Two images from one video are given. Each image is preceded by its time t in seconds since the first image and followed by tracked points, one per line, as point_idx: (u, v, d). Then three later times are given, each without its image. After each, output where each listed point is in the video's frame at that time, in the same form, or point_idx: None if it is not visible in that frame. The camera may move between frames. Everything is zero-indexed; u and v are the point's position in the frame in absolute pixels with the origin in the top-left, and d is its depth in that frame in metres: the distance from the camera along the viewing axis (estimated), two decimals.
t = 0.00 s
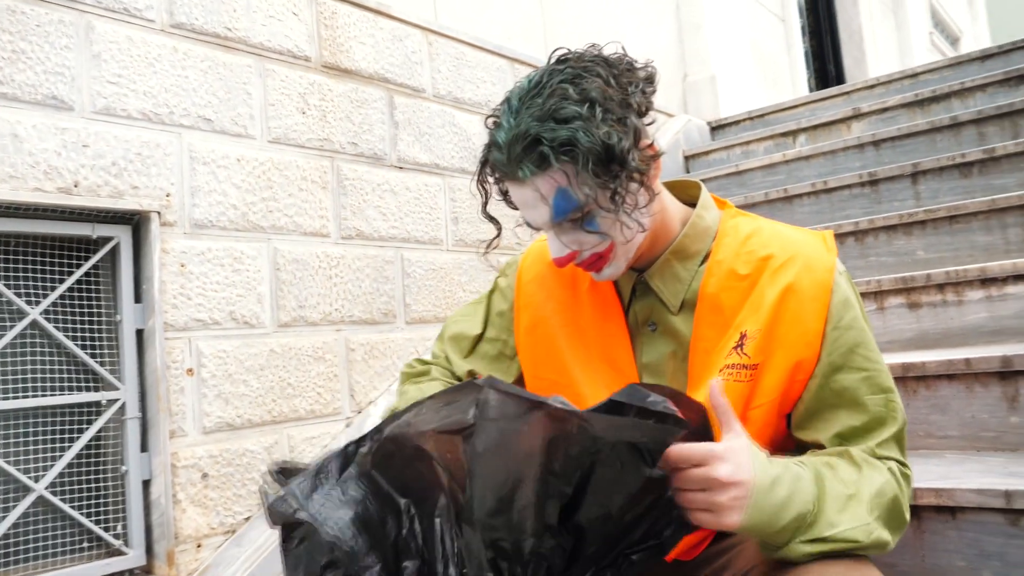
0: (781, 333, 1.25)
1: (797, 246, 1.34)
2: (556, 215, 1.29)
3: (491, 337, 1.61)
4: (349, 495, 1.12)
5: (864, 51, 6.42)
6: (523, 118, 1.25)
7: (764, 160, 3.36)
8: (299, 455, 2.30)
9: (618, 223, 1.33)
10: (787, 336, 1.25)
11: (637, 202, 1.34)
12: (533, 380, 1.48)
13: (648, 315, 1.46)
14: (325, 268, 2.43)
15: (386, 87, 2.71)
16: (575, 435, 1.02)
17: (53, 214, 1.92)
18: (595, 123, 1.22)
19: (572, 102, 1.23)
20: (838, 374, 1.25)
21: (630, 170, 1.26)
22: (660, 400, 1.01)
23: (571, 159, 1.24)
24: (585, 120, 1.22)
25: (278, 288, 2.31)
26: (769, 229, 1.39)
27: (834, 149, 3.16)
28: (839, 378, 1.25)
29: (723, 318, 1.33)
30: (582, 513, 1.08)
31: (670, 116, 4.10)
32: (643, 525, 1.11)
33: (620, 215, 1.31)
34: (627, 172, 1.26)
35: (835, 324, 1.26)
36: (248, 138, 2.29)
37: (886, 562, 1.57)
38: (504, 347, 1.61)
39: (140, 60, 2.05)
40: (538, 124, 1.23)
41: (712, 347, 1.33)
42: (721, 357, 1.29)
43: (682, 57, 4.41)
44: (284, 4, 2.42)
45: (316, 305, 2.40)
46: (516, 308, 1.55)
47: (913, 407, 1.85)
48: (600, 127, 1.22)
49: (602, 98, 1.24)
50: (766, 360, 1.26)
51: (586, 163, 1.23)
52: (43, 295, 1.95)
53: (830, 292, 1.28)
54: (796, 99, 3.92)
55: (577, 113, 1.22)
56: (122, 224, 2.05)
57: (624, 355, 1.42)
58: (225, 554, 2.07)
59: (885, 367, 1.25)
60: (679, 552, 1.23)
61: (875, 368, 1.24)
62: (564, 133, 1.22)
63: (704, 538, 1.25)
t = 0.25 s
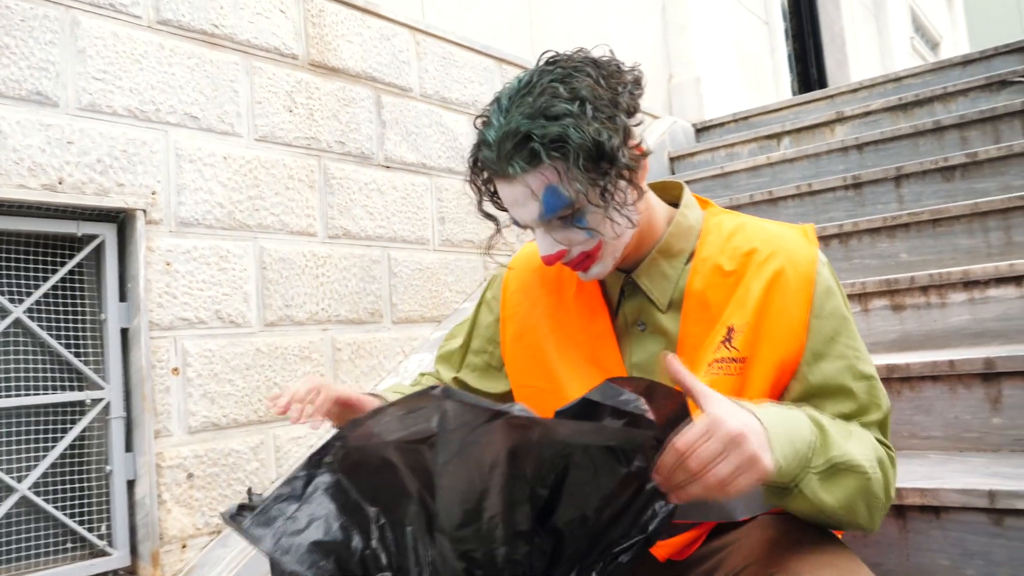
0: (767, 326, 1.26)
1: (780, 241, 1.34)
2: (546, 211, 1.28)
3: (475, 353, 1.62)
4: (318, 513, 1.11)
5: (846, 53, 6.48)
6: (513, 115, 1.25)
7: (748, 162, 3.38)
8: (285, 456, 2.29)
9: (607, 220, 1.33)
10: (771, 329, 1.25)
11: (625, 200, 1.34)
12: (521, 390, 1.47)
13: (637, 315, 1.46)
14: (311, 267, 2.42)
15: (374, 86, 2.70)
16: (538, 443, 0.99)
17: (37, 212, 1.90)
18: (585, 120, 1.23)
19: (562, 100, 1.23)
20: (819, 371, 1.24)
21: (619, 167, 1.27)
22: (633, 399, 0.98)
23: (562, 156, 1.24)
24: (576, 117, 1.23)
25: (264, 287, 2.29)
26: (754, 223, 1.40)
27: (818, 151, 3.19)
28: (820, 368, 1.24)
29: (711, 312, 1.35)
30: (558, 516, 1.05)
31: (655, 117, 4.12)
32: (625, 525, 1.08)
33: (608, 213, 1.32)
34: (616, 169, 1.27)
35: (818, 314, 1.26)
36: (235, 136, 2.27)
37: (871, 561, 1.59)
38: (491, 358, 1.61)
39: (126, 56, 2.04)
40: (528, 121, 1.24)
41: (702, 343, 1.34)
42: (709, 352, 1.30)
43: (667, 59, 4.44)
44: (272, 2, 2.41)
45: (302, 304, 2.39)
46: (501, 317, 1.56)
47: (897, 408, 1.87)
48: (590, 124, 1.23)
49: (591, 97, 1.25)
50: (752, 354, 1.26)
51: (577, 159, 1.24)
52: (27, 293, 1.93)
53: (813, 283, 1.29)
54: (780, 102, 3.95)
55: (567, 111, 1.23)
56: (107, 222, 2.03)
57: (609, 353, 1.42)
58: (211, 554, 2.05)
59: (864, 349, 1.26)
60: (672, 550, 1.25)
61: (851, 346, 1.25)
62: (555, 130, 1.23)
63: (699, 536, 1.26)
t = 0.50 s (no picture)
0: (731, 298, 1.24)
1: (739, 218, 1.31)
2: (526, 201, 1.27)
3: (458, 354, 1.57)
4: (318, 515, 1.14)
5: (829, 55, 6.54)
6: (494, 107, 1.25)
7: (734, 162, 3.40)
8: (271, 453, 2.28)
9: (586, 212, 1.31)
10: (733, 292, 1.23)
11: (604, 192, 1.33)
12: (510, 394, 1.42)
13: (619, 308, 1.42)
14: (298, 264, 2.41)
15: (362, 83, 2.69)
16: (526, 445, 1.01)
17: (22, 207, 1.87)
18: (565, 111, 1.24)
19: (542, 92, 1.24)
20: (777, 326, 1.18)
21: (598, 157, 1.27)
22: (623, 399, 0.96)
23: (542, 145, 1.24)
24: (556, 108, 1.23)
25: (251, 284, 2.28)
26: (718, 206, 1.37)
27: (803, 152, 3.21)
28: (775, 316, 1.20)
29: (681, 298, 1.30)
30: (549, 518, 1.06)
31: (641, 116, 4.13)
32: (614, 526, 1.08)
33: (586, 202, 1.30)
34: (595, 159, 1.27)
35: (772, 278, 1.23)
36: (222, 131, 2.25)
37: (858, 559, 1.60)
38: (473, 360, 1.56)
39: (113, 50, 2.01)
40: (509, 112, 1.24)
41: (675, 325, 1.29)
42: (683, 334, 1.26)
43: (654, 58, 4.45)
44: None
45: (289, 302, 2.37)
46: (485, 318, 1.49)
47: (883, 407, 1.88)
48: (570, 114, 1.24)
49: (570, 90, 1.26)
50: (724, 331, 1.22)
51: (557, 149, 1.24)
52: (11, 289, 1.91)
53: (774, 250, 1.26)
54: (766, 103, 3.97)
55: (547, 102, 1.24)
56: (93, 217, 2.01)
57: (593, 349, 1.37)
58: (196, 553, 2.03)
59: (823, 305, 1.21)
60: (665, 547, 1.21)
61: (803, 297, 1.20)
62: (535, 119, 1.23)
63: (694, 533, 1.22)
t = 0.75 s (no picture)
0: (714, 296, 1.20)
1: (714, 212, 1.27)
2: (503, 200, 1.24)
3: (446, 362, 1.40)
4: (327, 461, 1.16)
5: (821, 55, 6.57)
6: (470, 110, 1.24)
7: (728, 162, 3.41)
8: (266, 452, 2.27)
9: (563, 209, 1.29)
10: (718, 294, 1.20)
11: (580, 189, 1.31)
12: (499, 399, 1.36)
13: (599, 307, 1.36)
14: (294, 262, 2.40)
15: (358, 80, 2.68)
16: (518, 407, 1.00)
17: (17, 203, 1.86)
18: (539, 112, 1.23)
19: (516, 95, 1.24)
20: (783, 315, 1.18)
21: (573, 156, 1.27)
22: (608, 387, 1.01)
23: (517, 145, 1.22)
24: (529, 109, 1.22)
25: (247, 281, 2.27)
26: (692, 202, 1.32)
27: (797, 153, 3.23)
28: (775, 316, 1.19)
29: (661, 295, 1.26)
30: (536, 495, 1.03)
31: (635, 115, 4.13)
32: (603, 511, 1.05)
33: (563, 199, 1.28)
34: (570, 158, 1.27)
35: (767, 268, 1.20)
36: (218, 128, 2.24)
37: (857, 559, 1.61)
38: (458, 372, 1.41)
39: (109, 45, 2.00)
40: (484, 114, 1.23)
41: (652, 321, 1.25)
42: (659, 331, 1.23)
43: (647, 57, 4.45)
44: None
45: (285, 299, 2.36)
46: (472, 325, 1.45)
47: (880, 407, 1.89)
48: (543, 115, 1.23)
49: (543, 92, 1.26)
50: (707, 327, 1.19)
51: (531, 147, 1.22)
52: (5, 286, 1.89)
53: (755, 246, 1.21)
54: (759, 103, 3.98)
55: (521, 103, 1.23)
56: (89, 214, 1.99)
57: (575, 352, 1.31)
58: (192, 552, 2.03)
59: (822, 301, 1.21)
60: (662, 547, 1.20)
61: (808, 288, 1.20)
62: (509, 120, 1.22)
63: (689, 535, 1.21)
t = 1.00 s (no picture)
0: (722, 284, 1.23)
1: (719, 203, 1.29)
2: (517, 201, 1.25)
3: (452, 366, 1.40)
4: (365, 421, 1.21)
5: (814, 55, 6.60)
6: (481, 113, 1.23)
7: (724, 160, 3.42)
8: (264, 449, 2.26)
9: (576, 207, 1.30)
10: (722, 279, 1.23)
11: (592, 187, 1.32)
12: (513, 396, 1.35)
13: (613, 302, 1.38)
14: (292, 259, 2.39)
15: (356, 77, 2.67)
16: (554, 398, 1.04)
17: (15, 198, 1.85)
18: (551, 113, 1.22)
19: (527, 96, 1.22)
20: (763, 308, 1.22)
21: (585, 155, 1.26)
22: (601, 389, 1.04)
23: (531, 146, 1.22)
24: (541, 110, 1.21)
25: (245, 278, 2.26)
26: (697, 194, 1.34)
27: (794, 152, 3.24)
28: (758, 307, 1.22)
29: (669, 284, 1.27)
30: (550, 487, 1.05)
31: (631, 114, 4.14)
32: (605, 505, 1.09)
33: (575, 199, 1.29)
34: (583, 157, 1.26)
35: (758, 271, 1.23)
36: (217, 124, 2.23)
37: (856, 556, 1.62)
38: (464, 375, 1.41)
39: (107, 40, 1.99)
40: (496, 116, 1.22)
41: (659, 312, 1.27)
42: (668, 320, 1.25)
43: (643, 55, 4.45)
44: None
45: (283, 296, 2.36)
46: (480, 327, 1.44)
47: (879, 406, 1.90)
48: (555, 115, 1.22)
49: (553, 92, 1.24)
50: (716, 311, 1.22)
51: (545, 148, 1.22)
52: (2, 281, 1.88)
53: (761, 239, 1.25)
54: (755, 102, 3.99)
55: (532, 104, 1.22)
56: (86, 210, 1.98)
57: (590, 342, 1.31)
58: (190, 549, 2.03)
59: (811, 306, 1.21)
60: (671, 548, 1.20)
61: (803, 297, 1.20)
62: (522, 121, 1.21)
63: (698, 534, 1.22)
